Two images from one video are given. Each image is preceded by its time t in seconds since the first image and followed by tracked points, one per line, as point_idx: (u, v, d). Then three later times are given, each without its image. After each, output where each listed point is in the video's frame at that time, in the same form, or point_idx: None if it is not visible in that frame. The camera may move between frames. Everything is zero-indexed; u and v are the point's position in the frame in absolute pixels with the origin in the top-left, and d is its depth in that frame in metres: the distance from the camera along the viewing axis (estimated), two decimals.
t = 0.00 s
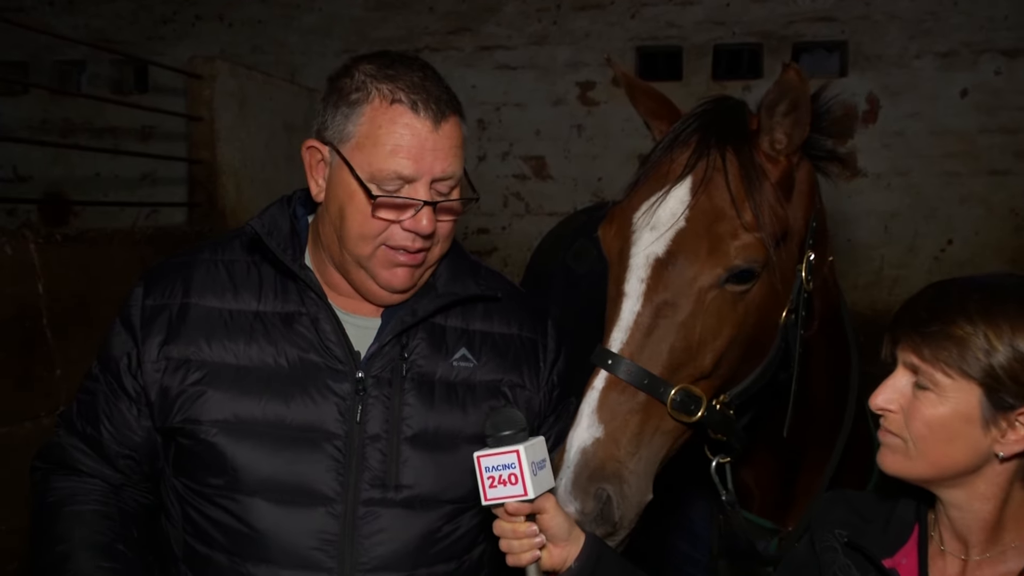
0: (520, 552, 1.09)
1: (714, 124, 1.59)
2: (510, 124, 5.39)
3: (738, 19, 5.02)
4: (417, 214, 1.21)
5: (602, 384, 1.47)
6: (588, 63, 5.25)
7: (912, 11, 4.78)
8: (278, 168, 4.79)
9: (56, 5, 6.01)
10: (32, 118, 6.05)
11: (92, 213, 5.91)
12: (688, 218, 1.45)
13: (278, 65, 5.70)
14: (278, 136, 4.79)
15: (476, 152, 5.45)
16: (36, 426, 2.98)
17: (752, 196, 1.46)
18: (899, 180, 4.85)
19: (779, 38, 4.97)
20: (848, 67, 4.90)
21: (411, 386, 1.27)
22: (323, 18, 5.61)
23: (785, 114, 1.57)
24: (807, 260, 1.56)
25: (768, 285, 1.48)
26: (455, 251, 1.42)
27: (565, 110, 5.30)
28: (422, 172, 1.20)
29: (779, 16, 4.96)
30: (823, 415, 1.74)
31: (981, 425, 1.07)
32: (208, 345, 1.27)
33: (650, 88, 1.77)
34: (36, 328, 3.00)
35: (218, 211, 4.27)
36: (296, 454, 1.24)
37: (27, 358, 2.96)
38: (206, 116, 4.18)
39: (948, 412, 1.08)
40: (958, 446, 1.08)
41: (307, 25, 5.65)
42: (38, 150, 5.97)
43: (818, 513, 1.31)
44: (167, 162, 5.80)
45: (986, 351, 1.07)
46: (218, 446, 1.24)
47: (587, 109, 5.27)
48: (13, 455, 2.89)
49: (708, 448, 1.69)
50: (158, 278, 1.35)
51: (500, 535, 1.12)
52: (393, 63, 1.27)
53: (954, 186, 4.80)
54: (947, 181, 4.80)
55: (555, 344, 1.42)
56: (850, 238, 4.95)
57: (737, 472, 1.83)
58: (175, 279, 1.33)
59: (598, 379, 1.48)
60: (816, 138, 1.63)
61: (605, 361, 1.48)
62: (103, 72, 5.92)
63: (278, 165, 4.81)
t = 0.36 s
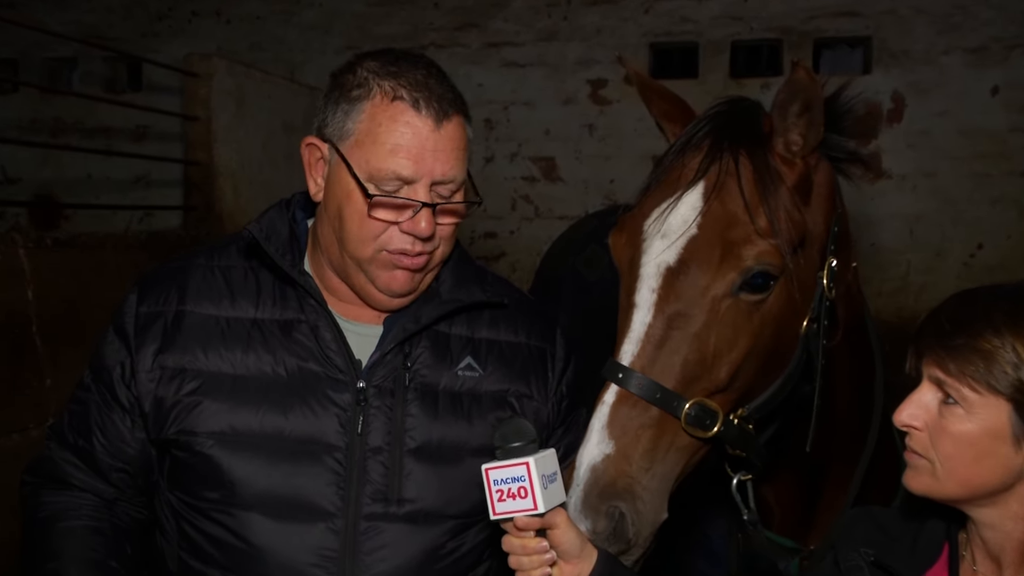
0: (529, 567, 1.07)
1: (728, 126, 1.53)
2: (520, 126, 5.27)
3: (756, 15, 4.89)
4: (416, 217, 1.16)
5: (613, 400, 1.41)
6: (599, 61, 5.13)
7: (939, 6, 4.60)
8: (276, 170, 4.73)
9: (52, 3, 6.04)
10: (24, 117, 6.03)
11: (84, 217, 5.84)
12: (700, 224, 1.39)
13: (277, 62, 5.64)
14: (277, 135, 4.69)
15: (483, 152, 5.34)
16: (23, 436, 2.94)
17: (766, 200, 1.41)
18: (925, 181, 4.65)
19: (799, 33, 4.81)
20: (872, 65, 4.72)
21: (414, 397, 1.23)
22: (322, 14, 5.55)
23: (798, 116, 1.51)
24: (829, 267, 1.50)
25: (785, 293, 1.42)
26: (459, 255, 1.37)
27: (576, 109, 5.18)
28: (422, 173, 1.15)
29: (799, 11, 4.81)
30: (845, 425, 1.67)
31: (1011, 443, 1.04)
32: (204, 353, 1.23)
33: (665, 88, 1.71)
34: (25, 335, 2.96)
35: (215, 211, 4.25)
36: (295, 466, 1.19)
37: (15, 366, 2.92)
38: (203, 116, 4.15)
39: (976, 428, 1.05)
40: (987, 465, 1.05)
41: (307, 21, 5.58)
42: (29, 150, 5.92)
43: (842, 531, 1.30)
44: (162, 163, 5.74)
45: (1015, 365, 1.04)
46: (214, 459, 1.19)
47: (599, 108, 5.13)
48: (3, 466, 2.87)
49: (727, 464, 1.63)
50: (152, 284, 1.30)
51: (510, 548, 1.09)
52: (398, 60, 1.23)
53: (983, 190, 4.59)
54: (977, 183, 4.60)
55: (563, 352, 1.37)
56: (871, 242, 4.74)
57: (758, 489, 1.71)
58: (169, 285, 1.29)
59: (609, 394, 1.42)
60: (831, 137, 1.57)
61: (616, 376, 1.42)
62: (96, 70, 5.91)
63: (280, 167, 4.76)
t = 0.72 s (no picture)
0: None
1: (748, 124, 1.48)
2: (531, 126, 4.92)
3: (777, 10, 4.59)
4: (435, 217, 1.12)
5: (624, 408, 1.34)
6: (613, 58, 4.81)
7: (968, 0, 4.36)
8: (276, 173, 4.48)
9: None
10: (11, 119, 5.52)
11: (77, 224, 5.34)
12: (719, 226, 1.33)
13: (276, 61, 5.23)
14: (275, 137, 4.46)
15: (492, 154, 4.99)
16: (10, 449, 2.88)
17: (787, 201, 1.35)
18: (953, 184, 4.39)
19: (822, 29, 4.52)
20: (899, 62, 4.45)
21: (417, 408, 1.18)
22: (324, 9, 5.15)
23: (823, 114, 1.46)
24: (854, 273, 1.44)
25: (806, 300, 1.36)
26: (465, 262, 1.32)
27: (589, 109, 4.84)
28: (440, 172, 1.11)
29: (823, 5, 4.52)
30: (865, 433, 1.61)
31: None
32: (199, 365, 1.18)
33: (687, 88, 1.66)
34: (14, 343, 2.90)
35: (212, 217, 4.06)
36: (294, 481, 1.14)
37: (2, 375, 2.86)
38: (199, 117, 4.00)
39: (1009, 445, 1.00)
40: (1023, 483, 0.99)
41: (307, 16, 5.18)
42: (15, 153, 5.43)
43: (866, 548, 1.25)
44: (159, 166, 5.24)
45: None
46: (209, 473, 1.15)
47: (613, 108, 4.81)
48: None
49: (746, 479, 1.57)
50: (146, 293, 1.26)
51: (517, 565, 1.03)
52: (402, 57, 1.19)
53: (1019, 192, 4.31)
54: (1009, 185, 4.33)
55: (572, 362, 1.31)
56: (899, 246, 4.49)
57: (779, 508, 1.66)
58: (163, 294, 1.24)
59: (620, 402, 1.36)
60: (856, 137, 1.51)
61: (628, 382, 1.35)
62: (88, 68, 5.36)
63: (280, 171, 4.51)
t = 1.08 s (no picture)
0: None
1: (757, 126, 1.38)
2: (539, 126, 4.86)
3: (798, 6, 4.52)
4: (451, 224, 1.08)
5: (626, 420, 1.26)
6: (626, 56, 4.75)
7: None
8: (275, 172, 4.45)
9: None
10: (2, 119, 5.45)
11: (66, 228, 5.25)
12: (724, 232, 1.25)
13: (277, 61, 5.15)
14: (275, 138, 4.45)
15: (500, 155, 4.92)
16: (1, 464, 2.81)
17: (795, 203, 1.26)
18: (987, 187, 4.31)
19: (845, 24, 4.45)
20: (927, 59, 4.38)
21: (422, 421, 1.13)
22: (326, 6, 5.08)
23: (832, 113, 1.36)
24: (875, 281, 1.36)
25: (819, 308, 1.27)
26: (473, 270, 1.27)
27: (601, 108, 4.78)
28: (455, 178, 1.07)
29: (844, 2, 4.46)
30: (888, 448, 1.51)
31: None
32: (195, 375, 1.13)
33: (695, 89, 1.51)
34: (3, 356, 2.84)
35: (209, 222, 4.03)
36: (293, 496, 1.10)
37: None
38: (195, 118, 3.97)
39: None
40: None
41: (308, 14, 5.12)
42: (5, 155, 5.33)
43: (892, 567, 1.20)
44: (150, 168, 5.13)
45: None
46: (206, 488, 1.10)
47: (626, 107, 4.75)
48: None
49: (765, 501, 1.49)
50: (141, 300, 1.21)
51: None
52: (408, 59, 1.14)
53: None
54: None
55: (583, 373, 1.26)
56: (926, 252, 4.38)
57: (801, 527, 1.55)
58: (159, 302, 1.19)
59: (621, 416, 1.27)
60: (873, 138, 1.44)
61: (630, 395, 1.27)
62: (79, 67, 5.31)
63: (276, 175, 4.48)
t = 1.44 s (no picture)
0: None
1: (764, 125, 1.29)
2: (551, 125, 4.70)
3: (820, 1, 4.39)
4: (458, 229, 1.04)
5: (624, 430, 1.19)
6: (640, 53, 4.59)
7: None
8: (275, 175, 4.36)
9: None
10: None
11: (59, 231, 5.15)
12: (727, 237, 1.17)
13: (278, 59, 5.00)
14: (274, 138, 4.36)
15: (508, 158, 4.76)
16: None
17: (801, 206, 1.18)
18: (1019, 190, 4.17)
19: (870, 20, 4.31)
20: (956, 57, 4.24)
21: (428, 433, 1.09)
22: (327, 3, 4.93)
23: (844, 113, 1.24)
24: (892, 287, 1.25)
25: (826, 317, 1.18)
26: (480, 279, 1.22)
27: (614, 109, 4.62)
28: (462, 180, 1.03)
29: None
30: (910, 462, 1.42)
31: None
32: (194, 386, 1.09)
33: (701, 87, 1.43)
34: None
35: (204, 228, 3.91)
36: (294, 511, 1.06)
37: None
38: (190, 118, 3.87)
39: None
40: None
41: (308, 10, 4.96)
42: None
43: None
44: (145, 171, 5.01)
45: None
46: (203, 503, 1.06)
47: (640, 108, 4.60)
48: None
49: (779, 517, 1.40)
50: (136, 309, 1.16)
51: None
52: (410, 58, 1.10)
53: None
54: None
55: (595, 385, 1.21)
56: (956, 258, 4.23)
57: (823, 545, 1.52)
58: (156, 310, 1.15)
59: (620, 425, 1.20)
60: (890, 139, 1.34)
61: (628, 404, 1.20)
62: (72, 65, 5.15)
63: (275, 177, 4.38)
